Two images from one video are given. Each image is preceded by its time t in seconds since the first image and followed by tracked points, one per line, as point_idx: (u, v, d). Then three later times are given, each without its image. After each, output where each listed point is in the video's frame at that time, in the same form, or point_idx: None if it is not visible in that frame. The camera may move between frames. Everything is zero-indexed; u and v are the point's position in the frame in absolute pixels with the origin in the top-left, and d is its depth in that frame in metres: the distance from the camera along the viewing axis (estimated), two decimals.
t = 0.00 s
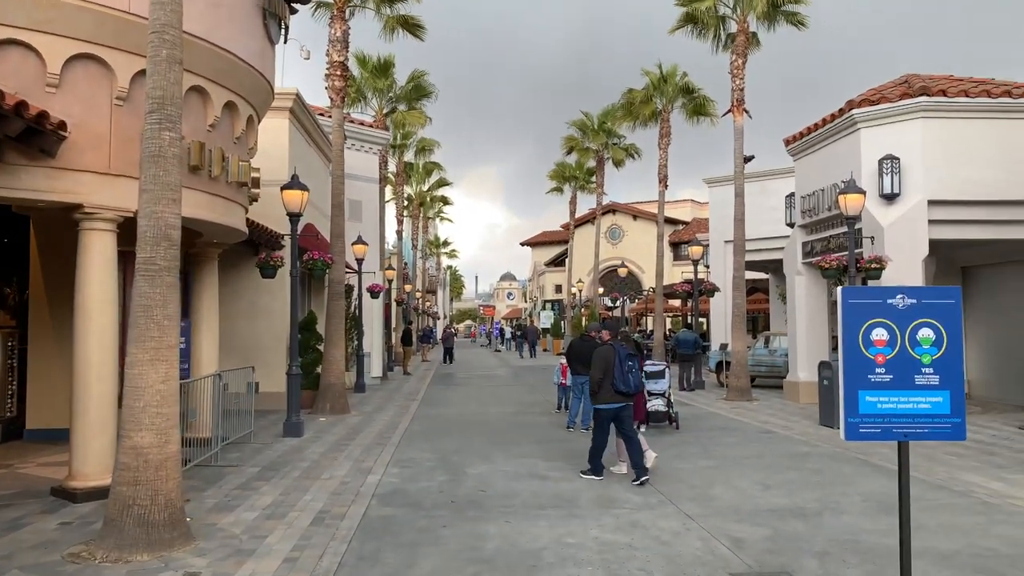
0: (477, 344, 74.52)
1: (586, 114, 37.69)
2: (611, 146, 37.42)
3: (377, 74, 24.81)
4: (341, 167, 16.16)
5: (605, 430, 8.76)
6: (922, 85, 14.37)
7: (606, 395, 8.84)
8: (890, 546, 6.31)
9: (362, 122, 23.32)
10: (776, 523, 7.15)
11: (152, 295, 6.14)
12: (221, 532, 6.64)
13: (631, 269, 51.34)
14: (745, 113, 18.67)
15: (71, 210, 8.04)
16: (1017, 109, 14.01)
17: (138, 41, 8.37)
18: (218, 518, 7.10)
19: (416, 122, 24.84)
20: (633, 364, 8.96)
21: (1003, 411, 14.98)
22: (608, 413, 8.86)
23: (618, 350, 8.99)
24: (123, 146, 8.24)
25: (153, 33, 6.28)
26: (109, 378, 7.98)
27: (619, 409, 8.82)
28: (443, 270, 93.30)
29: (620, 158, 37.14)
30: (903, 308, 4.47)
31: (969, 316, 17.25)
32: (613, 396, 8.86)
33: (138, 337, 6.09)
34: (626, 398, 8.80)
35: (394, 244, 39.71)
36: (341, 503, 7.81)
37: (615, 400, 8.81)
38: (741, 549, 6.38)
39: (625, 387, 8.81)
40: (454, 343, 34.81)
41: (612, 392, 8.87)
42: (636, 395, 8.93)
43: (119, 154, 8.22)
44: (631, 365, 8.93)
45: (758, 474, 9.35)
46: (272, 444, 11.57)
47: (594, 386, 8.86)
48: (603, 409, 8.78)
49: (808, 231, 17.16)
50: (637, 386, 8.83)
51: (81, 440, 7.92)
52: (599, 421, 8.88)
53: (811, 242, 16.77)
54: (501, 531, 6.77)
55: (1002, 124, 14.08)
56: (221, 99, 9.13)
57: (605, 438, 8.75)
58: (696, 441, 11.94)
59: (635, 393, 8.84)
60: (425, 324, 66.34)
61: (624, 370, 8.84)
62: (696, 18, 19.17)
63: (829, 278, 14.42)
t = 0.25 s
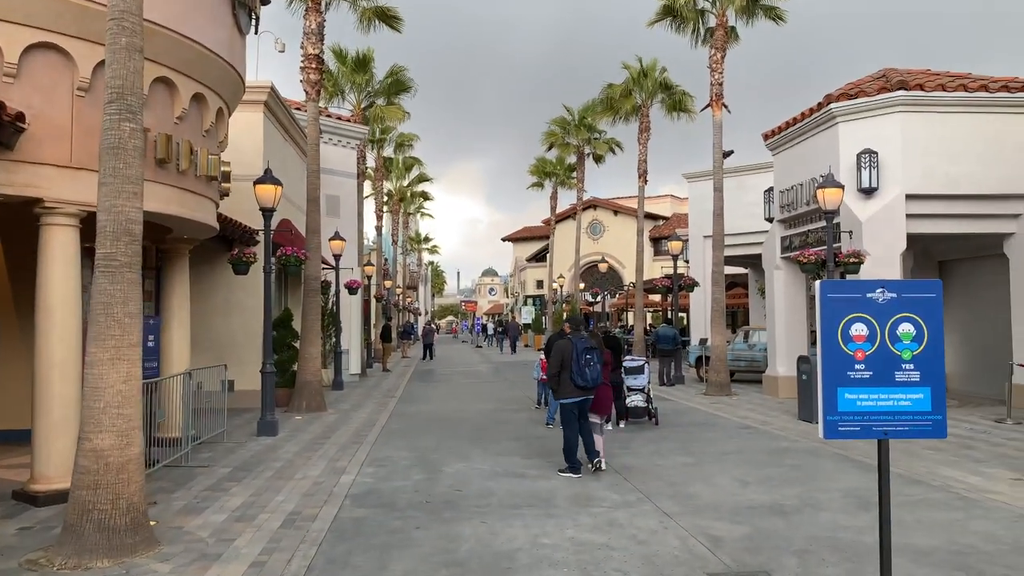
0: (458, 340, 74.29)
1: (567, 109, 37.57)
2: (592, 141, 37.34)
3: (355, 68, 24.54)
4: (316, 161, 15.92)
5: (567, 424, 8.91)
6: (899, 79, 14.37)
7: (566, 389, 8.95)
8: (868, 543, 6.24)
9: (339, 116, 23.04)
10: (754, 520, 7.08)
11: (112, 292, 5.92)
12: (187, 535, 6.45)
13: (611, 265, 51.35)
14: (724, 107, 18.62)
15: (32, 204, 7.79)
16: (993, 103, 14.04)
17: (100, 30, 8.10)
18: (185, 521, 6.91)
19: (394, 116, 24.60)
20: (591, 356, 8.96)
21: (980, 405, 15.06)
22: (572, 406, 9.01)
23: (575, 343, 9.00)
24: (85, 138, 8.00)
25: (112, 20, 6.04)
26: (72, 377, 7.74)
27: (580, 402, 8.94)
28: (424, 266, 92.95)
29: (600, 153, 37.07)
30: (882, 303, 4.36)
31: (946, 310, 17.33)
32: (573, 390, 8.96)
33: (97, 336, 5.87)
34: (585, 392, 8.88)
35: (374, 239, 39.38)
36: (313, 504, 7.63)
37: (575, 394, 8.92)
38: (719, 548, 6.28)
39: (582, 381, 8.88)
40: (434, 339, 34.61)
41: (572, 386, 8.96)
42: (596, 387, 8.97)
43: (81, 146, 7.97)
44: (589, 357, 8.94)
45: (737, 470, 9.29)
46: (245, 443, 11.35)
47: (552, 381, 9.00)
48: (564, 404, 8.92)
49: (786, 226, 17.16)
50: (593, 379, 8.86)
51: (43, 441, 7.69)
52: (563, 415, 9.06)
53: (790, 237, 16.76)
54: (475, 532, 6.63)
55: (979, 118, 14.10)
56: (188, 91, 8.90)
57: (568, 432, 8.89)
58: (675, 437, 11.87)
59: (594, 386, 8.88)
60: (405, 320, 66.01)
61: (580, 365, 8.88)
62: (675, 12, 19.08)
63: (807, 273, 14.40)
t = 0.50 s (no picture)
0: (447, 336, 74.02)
1: (554, 103, 37.38)
2: (580, 136, 37.18)
3: (340, 62, 24.29)
4: (299, 156, 15.72)
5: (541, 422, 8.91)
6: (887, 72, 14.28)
7: (538, 386, 8.94)
8: (856, 541, 6.13)
9: (324, 110, 22.79)
10: (741, 518, 6.96)
11: (80, 288, 5.73)
12: (160, 538, 6.27)
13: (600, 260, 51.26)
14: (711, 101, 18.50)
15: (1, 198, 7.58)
16: (981, 96, 13.98)
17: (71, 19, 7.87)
18: (158, 523, 6.72)
19: (380, 110, 24.35)
20: (563, 353, 8.93)
21: (968, 399, 15.03)
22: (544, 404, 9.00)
23: (548, 340, 8.97)
24: (56, 130, 7.78)
25: (77, 7, 5.81)
26: (41, 376, 7.54)
27: (552, 399, 8.92)
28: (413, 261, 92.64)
29: (589, 148, 36.92)
30: (869, 296, 4.25)
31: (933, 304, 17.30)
32: (545, 387, 8.95)
33: (64, 333, 5.68)
34: (557, 389, 8.86)
35: (361, 235, 39.09)
36: (291, 504, 7.46)
37: (547, 390, 8.91)
38: (704, 547, 6.16)
39: (553, 378, 8.85)
40: (421, 335, 34.42)
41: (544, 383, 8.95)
42: (568, 384, 8.93)
43: (52, 139, 7.76)
44: (561, 354, 8.90)
45: (723, 466, 9.18)
46: (225, 442, 11.15)
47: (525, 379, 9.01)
48: (536, 401, 8.92)
49: (774, 220, 17.07)
50: (563, 376, 8.83)
51: (13, 442, 7.49)
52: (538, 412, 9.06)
53: (777, 231, 16.70)
54: (456, 532, 6.48)
55: (967, 111, 14.03)
56: (163, 82, 8.70)
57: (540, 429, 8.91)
58: (661, 433, 11.76)
59: (565, 383, 8.85)
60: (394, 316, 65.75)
61: (550, 362, 8.86)
62: (663, 5, 18.94)
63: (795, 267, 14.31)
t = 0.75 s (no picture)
0: (443, 333, 73.89)
1: (549, 99, 37.23)
2: (575, 131, 37.03)
3: (333, 57, 24.09)
4: (289, 150, 15.57)
5: (515, 414, 8.93)
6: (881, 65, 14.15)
7: (515, 379, 8.91)
8: (846, 540, 6.02)
9: (315, 105, 22.62)
10: (729, 516, 6.84)
11: (50, 282, 5.59)
12: (135, 538, 6.13)
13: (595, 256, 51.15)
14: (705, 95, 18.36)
15: None
16: (975, 90, 13.87)
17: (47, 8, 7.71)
18: (136, 523, 6.59)
19: (373, 105, 24.18)
20: (543, 348, 8.93)
21: (962, 395, 14.94)
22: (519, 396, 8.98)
23: (528, 334, 8.94)
24: (33, 122, 7.62)
25: None
26: (15, 373, 7.39)
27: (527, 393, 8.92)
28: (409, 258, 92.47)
29: (584, 144, 36.78)
30: (855, 289, 4.13)
31: (927, 300, 17.21)
32: (522, 380, 8.93)
33: (33, 329, 5.53)
34: (534, 383, 8.85)
35: (355, 231, 38.93)
36: (273, 503, 7.33)
37: (524, 384, 8.91)
38: (691, 546, 6.04)
39: (532, 373, 8.85)
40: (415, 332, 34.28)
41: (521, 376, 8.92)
42: (545, 379, 8.94)
43: (28, 131, 7.60)
44: (541, 349, 8.90)
45: (714, 464, 9.07)
46: (211, 440, 11.01)
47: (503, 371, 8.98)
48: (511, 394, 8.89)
49: (768, 215, 16.96)
50: (542, 371, 8.83)
51: None
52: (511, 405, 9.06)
53: (771, 227, 16.57)
54: (439, 532, 6.36)
55: (962, 105, 13.91)
56: (144, 74, 8.54)
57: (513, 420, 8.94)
58: (653, 430, 11.65)
59: (543, 378, 8.86)
60: (389, 313, 65.59)
61: (530, 356, 8.84)
62: None
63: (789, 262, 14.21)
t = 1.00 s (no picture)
0: (443, 329, 73.74)
1: (550, 95, 37.05)
2: (576, 127, 36.85)
3: (331, 52, 23.95)
4: (283, 145, 15.43)
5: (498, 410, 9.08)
6: (882, 60, 13.98)
7: (499, 375, 9.10)
8: (840, 544, 5.88)
9: (313, 101, 22.47)
10: (722, 518, 6.71)
11: (25, 279, 5.47)
12: (114, 540, 6.01)
13: (596, 253, 50.98)
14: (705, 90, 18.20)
15: None
16: (977, 86, 13.69)
17: None
18: (116, 524, 6.47)
19: (372, 100, 24.04)
20: (526, 344, 9.16)
21: (962, 394, 14.79)
22: (502, 392, 9.17)
23: (512, 331, 9.18)
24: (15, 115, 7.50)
25: None
26: None
27: (511, 389, 9.11)
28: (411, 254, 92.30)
29: (584, 141, 36.60)
30: (844, 288, 4.02)
31: (928, 298, 17.05)
32: (505, 376, 9.12)
33: (7, 326, 5.41)
34: (518, 378, 9.06)
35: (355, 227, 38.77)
36: (258, 504, 7.21)
37: (508, 379, 9.09)
38: (681, 550, 5.91)
39: (516, 368, 9.04)
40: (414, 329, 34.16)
41: (505, 372, 9.13)
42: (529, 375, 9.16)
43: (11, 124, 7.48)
44: (525, 346, 9.13)
45: (709, 464, 8.94)
46: (202, 438, 10.89)
47: (487, 367, 9.15)
48: (496, 390, 9.07)
49: (767, 212, 16.79)
50: (527, 366, 9.05)
51: None
52: (493, 400, 9.20)
53: (771, 224, 16.41)
54: (424, 534, 6.23)
55: (964, 100, 13.74)
56: (130, 67, 8.41)
57: (494, 416, 9.10)
58: (648, 429, 11.52)
59: (528, 373, 9.07)
60: (389, 309, 65.47)
61: (515, 352, 9.06)
62: None
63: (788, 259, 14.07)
